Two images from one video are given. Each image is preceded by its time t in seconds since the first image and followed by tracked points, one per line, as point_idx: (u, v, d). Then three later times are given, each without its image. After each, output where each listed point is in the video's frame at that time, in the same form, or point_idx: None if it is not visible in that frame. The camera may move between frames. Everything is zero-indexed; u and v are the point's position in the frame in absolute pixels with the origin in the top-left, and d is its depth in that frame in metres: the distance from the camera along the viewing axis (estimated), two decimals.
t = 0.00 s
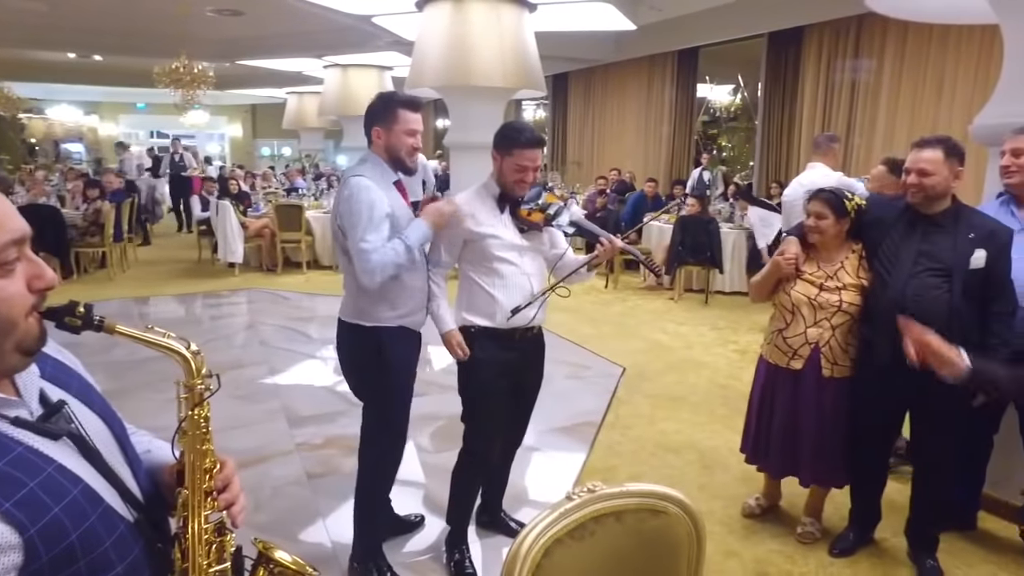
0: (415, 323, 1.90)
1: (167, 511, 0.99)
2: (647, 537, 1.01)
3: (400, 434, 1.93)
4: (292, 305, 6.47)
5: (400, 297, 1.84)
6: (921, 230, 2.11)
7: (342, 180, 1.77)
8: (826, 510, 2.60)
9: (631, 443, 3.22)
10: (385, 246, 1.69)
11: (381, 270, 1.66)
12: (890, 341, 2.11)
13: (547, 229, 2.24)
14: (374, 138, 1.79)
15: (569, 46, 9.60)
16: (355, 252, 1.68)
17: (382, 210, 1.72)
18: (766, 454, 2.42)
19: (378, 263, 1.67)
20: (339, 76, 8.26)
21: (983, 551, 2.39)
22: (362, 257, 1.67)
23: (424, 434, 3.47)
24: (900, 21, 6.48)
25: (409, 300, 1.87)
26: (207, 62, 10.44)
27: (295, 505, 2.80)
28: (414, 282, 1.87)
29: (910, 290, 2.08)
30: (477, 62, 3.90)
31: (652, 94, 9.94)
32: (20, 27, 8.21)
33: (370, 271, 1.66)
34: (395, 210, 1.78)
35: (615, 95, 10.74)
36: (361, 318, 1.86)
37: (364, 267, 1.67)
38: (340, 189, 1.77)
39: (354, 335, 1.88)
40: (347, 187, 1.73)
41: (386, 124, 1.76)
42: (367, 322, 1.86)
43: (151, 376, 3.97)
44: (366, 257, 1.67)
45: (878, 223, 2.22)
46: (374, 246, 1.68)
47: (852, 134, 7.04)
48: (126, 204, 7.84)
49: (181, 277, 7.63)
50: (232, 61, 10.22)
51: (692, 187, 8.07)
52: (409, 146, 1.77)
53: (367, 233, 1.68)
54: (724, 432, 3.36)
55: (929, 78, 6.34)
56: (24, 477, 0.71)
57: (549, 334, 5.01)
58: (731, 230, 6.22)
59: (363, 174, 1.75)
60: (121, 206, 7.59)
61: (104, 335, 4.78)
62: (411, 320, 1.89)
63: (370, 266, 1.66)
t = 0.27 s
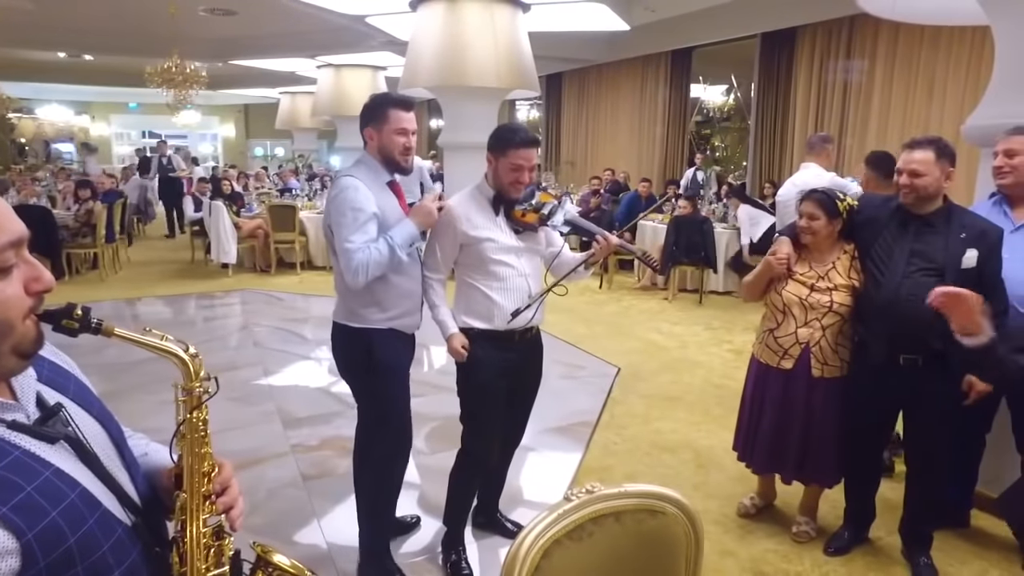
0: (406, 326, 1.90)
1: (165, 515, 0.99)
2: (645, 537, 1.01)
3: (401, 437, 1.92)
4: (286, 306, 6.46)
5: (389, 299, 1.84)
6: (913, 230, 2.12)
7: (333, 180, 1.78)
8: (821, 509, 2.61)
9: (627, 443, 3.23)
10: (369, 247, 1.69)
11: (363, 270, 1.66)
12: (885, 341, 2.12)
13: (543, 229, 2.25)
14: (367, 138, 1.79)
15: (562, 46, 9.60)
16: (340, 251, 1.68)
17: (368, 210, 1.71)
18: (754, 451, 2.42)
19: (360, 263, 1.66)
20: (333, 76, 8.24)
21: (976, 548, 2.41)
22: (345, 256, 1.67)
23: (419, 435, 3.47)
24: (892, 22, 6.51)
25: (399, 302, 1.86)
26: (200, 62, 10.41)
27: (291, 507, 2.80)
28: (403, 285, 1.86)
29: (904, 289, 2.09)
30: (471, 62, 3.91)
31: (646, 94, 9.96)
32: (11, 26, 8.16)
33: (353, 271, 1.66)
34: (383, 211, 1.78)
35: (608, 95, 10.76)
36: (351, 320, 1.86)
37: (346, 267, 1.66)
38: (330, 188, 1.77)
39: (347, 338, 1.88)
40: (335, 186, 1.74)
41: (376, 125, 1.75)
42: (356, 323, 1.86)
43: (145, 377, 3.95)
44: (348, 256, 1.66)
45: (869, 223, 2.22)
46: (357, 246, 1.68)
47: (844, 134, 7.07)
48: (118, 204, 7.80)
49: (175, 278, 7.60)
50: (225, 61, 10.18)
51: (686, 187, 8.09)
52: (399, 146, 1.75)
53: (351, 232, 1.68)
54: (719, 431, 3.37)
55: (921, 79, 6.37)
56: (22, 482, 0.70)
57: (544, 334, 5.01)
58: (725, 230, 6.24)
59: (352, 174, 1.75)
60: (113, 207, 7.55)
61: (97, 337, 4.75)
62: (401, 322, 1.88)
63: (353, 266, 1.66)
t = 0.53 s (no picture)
0: (417, 328, 1.89)
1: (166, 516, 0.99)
2: (648, 536, 1.01)
3: (407, 440, 1.91)
4: (283, 306, 6.44)
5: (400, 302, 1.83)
6: (909, 230, 2.13)
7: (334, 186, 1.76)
8: (820, 508, 2.61)
9: (625, 443, 3.23)
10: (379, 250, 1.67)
11: (377, 275, 1.64)
12: (881, 341, 2.12)
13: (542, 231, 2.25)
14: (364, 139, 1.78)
15: (559, 46, 9.60)
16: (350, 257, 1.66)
17: (375, 213, 1.70)
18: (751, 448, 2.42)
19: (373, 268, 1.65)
20: (329, 77, 8.22)
21: (974, 547, 2.41)
22: (357, 261, 1.65)
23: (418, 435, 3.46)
24: (888, 22, 6.52)
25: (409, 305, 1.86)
26: (195, 62, 10.38)
27: (289, 507, 2.79)
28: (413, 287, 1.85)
29: (900, 289, 2.09)
30: (468, 62, 3.90)
31: (643, 94, 9.96)
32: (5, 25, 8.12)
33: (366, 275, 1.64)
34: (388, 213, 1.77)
35: (605, 95, 10.77)
36: (362, 327, 1.85)
37: (359, 272, 1.65)
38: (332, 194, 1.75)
39: (356, 342, 1.88)
40: (339, 192, 1.72)
41: (372, 125, 1.74)
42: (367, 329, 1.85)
43: (142, 378, 3.94)
44: (360, 261, 1.65)
45: (866, 222, 2.23)
46: (368, 250, 1.66)
47: (841, 133, 7.08)
48: (114, 204, 7.78)
49: (171, 279, 7.58)
50: (221, 61, 10.16)
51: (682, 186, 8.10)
52: (395, 146, 1.74)
53: (360, 236, 1.67)
54: (718, 431, 3.37)
55: (917, 79, 6.38)
56: (22, 484, 0.69)
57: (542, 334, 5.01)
58: (722, 230, 6.25)
59: (354, 178, 1.74)
60: (108, 207, 7.52)
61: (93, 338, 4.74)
62: (412, 325, 1.87)
63: (366, 271, 1.65)
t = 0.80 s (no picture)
0: (428, 332, 1.90)
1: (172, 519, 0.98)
2: (654, 536, 1.01)
3: (414, 442, 1.92)
4: (281, 306, 6.43)
5: (411, 307, 1.84)
6: (908, 230, 2.13)
7: (345, 190, 1.75)
8: (820, 508, 2.61)
9: (625, 442, 3.23)
10: (396, 258, 1.68)
11: (396, 284, 1.66)
12: (881, 341, 2.13)
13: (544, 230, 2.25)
14: (377, 139, 1.78)
15: (556, 46, 9.60)
16: (366, 265, 1.66)
17: (390, 220, 1.70)
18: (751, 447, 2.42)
19: (391, 276, 1.66)
20: (326, 76, 8.20)
21: (974, 546, 2.42)
22: (374, 269, 1.65)
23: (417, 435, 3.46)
24: (886, 22, 6.54)
25: (420, 309, 1.87)
26: (192, 61, 10.37)
27: (289, 508, 2.78)
28: (424, 292, 1.86)
29: (899, 289, 2.10)
30: (466, 62, 3.90)
31: (640, 94, 9.97)
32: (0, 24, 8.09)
33: (383, 284, 1.65)
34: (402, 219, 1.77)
35: (602, 95, 10.77)
36: (372, 333, 1.83)
37: (377, 280, 1.65)
38: (343, 199, 1.74)
39: (360, 347, 1.86)
40: (352, 196, 1.71)
41: (392, 125, 1.76)
42: (376, 335, 1.84)
43: (140, 378, 3.93)
44: (377, 269, 1.65)
45: (865, 222, 2.23)
46: (385, 258, 1.66)
47: (838, 133, 7.09)
48: (110, 204, 7.75)
49: (168, 279, 7.56)
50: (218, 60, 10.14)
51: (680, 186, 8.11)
52: (413, 149, 1.78)
53: (377, 244, 1.67)
54: (717, 431, 3.37)
55: (914, 79, 6.40)
56: (27, 486, 0.69)
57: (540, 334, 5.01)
58: (720, 230, 6.25)
59: (367, 182, 1.73)
60: (105, 207, 7.50)
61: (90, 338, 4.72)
62: (423, 330, 1.88)
63: (383, 279, 1.65)
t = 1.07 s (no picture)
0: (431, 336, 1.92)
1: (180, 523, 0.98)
2: (659, 537, 1.01)
3: (416, 448, 1.94)
4: (278, 307, 6.42)
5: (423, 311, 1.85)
6: (908, 230, 2.13)
7: (363, 193, 1.72)
8: (819, 508, 2.62)
9: (624, 443, 3.23)
10: (424, 264, 1.70)
11: (427, 290, 1.68)
12: (880, 342, 2.13)
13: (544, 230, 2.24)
14: (391, 140, 1.77)
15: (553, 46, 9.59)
16: (396, 271, 1.66)
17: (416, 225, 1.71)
18: (752, 447, 2.43)
19: (423, 283, 1.67)
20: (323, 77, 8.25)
21: (972, 545, 2.42)
22: (405, 275, 1.66)
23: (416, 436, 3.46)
24: (882, 22, 6.55)
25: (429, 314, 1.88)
26: (188, 61, 10.34)
27: (288, 510, 2.78)
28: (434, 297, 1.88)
29: (898, 291, 2.11)
30: (463, 62, 3.90)
31: (637, 94, 9.98)
32: None
33: (415, 290, 1.67)
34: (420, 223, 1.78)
35: (599, 95, 10.78)
36: (383, 340, 1.83)
37: (409, 286, 1.66)
38: (363, 202, 1.72)
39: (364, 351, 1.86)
40: (375, 200, 1.70)
41: (410, 126, 1.76)
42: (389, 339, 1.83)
43: (137, 380, 3.92)
44: (409, 275, 1.66)
45: (865, 222, 2.23)
46: (416, 264, 1.67)
47: (835, 133, 7.11)
48: (106, 205, 7.73)
49: (164, 280, 7.54)
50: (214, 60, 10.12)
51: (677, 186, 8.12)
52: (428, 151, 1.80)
53: (407, 249, 1.67)
54: (716, 430, 3.37)
55: (910, 79, 6.42)
56: (36, 490, 0.68)
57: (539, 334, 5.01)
58: (717, 230, 6.26)
59: (388, 185, 1.72)
60: (100, 208, 7.47)
61: (86, 340, 4.70)
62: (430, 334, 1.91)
63: (415, 285, 1.66)
